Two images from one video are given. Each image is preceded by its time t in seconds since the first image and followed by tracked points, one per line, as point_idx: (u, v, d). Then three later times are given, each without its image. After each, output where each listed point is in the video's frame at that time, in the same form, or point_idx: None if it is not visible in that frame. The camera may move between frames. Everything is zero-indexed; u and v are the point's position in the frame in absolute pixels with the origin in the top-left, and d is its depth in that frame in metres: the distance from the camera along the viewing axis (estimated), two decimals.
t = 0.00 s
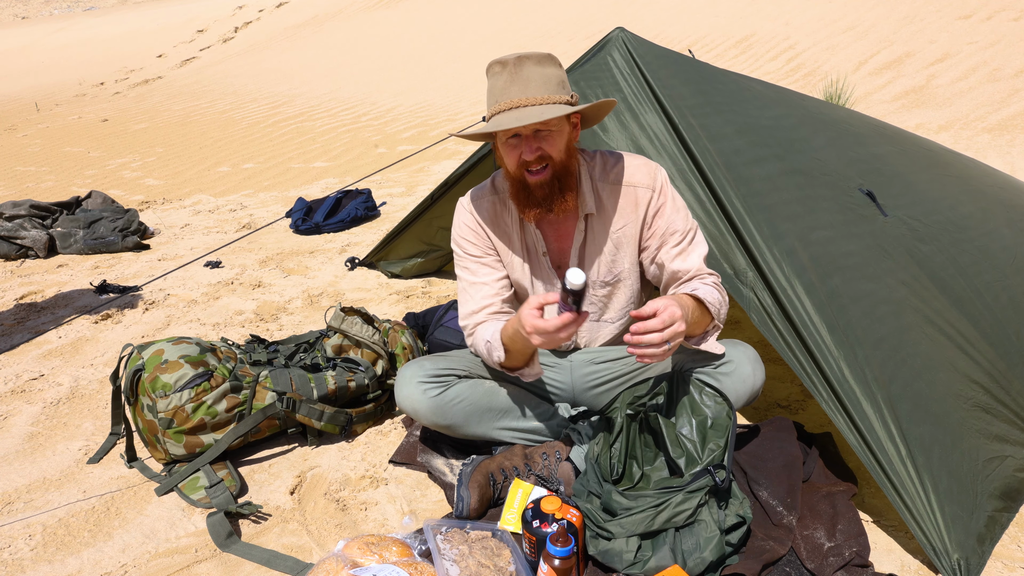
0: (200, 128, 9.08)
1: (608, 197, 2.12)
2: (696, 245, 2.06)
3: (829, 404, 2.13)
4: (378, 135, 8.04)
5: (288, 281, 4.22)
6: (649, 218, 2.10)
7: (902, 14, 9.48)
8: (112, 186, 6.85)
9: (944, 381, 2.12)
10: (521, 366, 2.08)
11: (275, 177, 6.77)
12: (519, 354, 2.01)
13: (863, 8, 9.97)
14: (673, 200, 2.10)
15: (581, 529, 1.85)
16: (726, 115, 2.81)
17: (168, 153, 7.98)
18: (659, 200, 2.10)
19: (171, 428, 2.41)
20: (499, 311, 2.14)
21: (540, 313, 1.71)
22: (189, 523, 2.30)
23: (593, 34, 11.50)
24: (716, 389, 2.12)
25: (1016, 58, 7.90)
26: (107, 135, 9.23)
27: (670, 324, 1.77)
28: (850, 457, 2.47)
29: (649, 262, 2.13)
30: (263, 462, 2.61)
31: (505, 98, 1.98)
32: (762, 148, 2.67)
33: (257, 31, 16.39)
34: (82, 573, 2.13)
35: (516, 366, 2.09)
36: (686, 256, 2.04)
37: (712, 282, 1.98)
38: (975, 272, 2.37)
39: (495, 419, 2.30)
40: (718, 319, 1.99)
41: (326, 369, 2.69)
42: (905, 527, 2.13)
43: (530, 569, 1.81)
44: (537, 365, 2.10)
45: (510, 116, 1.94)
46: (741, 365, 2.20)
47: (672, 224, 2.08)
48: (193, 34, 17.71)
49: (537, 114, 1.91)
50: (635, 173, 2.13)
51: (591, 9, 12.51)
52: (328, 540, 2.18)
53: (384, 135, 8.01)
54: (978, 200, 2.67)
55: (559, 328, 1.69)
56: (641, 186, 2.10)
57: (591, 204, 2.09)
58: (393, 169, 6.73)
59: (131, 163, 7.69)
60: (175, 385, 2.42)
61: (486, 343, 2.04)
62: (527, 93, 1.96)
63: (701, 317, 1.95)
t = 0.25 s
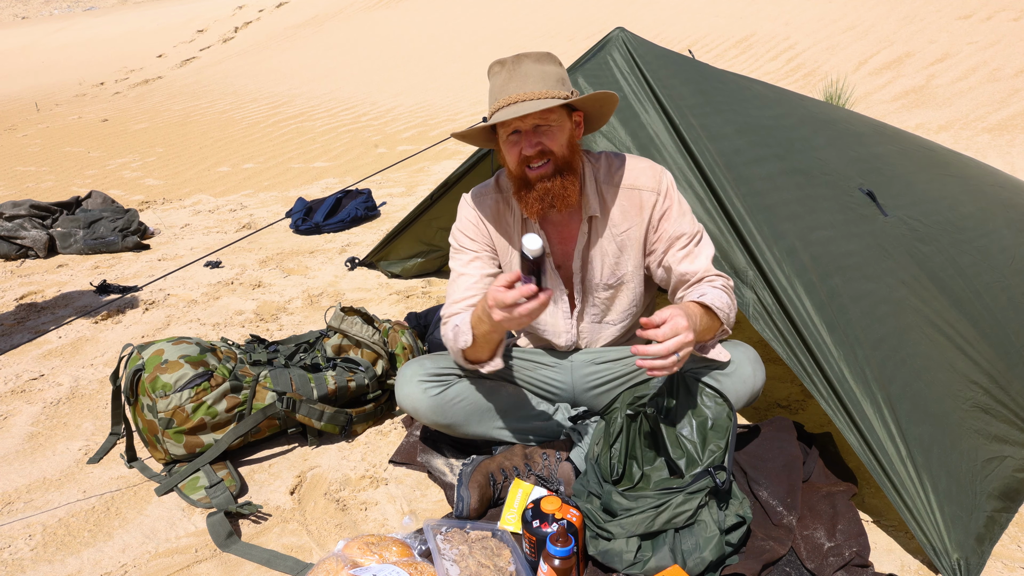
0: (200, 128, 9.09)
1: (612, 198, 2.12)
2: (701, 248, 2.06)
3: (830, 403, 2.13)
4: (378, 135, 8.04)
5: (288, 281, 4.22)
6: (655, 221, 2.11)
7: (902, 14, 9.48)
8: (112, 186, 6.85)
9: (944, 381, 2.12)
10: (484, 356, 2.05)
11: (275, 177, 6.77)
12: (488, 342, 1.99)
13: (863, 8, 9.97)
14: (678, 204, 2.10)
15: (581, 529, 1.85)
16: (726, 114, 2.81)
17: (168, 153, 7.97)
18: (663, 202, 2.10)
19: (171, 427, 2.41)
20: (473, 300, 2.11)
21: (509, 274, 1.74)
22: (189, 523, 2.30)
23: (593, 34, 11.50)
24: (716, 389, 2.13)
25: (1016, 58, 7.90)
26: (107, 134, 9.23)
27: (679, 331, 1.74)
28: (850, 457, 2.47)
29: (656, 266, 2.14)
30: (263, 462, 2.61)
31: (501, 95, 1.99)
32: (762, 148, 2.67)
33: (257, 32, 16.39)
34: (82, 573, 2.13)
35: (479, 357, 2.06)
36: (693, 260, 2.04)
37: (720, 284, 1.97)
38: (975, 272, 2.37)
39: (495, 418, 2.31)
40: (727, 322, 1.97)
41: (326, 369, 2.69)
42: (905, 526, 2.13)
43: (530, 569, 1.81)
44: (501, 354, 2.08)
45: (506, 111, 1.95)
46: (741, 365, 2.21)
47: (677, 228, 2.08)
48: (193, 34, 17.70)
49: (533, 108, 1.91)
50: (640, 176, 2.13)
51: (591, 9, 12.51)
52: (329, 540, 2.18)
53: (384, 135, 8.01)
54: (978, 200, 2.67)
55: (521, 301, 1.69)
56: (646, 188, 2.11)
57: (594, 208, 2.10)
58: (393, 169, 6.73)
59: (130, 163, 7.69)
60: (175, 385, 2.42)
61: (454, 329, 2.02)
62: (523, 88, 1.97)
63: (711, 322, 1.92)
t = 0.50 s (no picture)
0: (200, 128, 9.08)
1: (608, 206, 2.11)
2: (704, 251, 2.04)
3: (829, 404, 2.13)
4: (378, 135, 8.04)
5: (288, 281, 4.22)
6: (654, 227, 2.10)
7: (902, 14, 9.48)
8: (113, 186, 6.85)
9: (943, 381, 2.12)
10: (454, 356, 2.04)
11: (275, 177, 6.77)
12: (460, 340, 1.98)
13: (863, 8, 9.97)
14: (677, 209, 2.09)
15: (581, 529, 1.85)
16: (725, 115, 2.81)
17: (168, 153, 7.97)
18: (661, 207, 2.09)
19: (171, 427, 2.41)
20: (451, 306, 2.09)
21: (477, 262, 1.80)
22: (189, 523, 2.30)
23: (593, 34, 11.50)
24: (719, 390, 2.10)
25: (1016, 58, 7.90)
26: (107, 134, 9.23)
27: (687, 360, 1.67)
28: (850, 457, 2.47)
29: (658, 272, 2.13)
30: (262, 462, 2.61)
31: (489, 110, 1.97)
32: (762, 149, 2.67)
33: (257, 32, 16.39)
34: (82, 573, 2.13)
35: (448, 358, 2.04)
36: (696, 264, 2.02)
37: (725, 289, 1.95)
38: (975, 272, 2.37)
39: (495, 421, 2.30)
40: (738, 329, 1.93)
41: (327, 369, 2.69)
42: (905, 527, 2.13)
43: (530, 569, 1.81)
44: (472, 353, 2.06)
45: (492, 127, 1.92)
46: (742, 366, 2.20)
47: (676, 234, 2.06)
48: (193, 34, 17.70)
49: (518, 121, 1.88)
50: (638, 181, 2.11)
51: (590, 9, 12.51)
52: (328, 540, 2.18)
53: (384, 135, 8.01)
54: (978, 200, 2.67)
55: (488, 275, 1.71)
56: (643, 194, 2.09)
57: (590, 217, 2.09)
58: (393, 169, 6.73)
59: (130, 163, 7.69)
60: (176, 385, 2.42)
61: (425, 326, 2.02)
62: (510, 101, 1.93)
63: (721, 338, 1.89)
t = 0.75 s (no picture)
0: (200, 128, 9.08)
1: (605, 222, 2.09)
2: (700, 264, 2.06)
3: (828, 405, 2.13)
4: (378, 135, 8.03)
5: (288, 281, 4.22)
6: (652, 239, 2.09)
7: (902, 14, 9.48)
8: (113, 186, 6.85)
9: (941, 383, 2.12)
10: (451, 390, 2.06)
11: (275, 177, 6.77)
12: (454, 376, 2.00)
13: (863, 8, 9.97)
14: (676, 219, 2.07)
15: (581, 529, 1.85)
16: (724, 117, 2.81)
17: (168, 153, 7.98)
18: (659, 221, 2.08)
19: (171, 427, 2.41)
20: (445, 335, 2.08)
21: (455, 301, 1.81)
22: (189, 523, 2.30)
23: (593, 34, 11.50)
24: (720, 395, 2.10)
25: (1016, 58, 7.90)
26: (106, 134, 9.23)
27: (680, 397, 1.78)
28: (850, 457, 2.47)
29: (656, 282, 2.14)
30: (262, 462, 2.61)
31: (473, 142, 1.85)
32: (761, 150, 2.67)
33: (257, 32, 16.39)
34: (82, 573, 2.13)
35: (446, 392, 2.07)
36: (692, 277, 2.05)
37: (718, 302, 2.00)
38: (974, 273, 2.37)
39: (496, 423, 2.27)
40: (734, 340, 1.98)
41: (327, 369, 2.69)
42: (905, 527, 2.13)
43: (530, 569, 1.81)
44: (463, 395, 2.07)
45: (476, 164, 1.82)
46: (744, 369, 2.20)
47: (677, 245, 2.06)
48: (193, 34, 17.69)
49: (504, 160, 1.78)
50: (636, 192, 2.10)
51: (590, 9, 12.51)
52: (329, 540, 2.18)
53: (384, 135, 8.01)
54: (977, 201, 2.67)
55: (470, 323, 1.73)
56: (641, 208, 2.08)
57: (590, 233, 2.07)
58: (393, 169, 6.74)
59: (130, 163, 7.69)
60: (175, 385, 2.42)
61: (419, 359, 2.04)
62: (494, 134, 1.82)
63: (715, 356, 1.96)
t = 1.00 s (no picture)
0: (200, 128, 9.08)
1: (606, 226, 2.09)
2: (701, 267, 2.06)
3: (829, 404, 2.13)
4: (378, 135, 8.03)
5: (288, 281, 4.22)
6: (653, 242, 2.08)
7: (902, 14, 9.48)
8: (113, 186, 6.85)
9: (942, 383, 2.12)
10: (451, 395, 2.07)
11: (275, 177, 6.77)
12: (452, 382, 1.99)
13: (863, 8, 9.97)
14: (677, 222, 2.07)
15: (581, 529, 1.85)
16: (725, 116, 2.81)
17: (169, 153, 7.98)
18: (660, 225, 2.07)
19: (171, 427, 2.41)
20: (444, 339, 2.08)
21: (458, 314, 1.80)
22: (189, 523, 2.30)
23: (593, 34, 11.50)
24: (719, 394, 2.10)
25: (1016, 58, 7.90)
26: (107, 134, 9.23)
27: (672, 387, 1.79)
28: (850, 457, 2.47)
29: (657, 285, 2.14)
30: (263, 462, 2.61)
31: (474, 153, 1.84)
32: (762, 150, 2.67)
33: (257, 32, 16.39)
34: (82, 573, 2.13)
35: (447, 396, 2.07)
36: (692, 280, 2.05)
37: (718, 303, 2.02)
38: (975, 272, 2.37)
39: (496, 423, 2.27)
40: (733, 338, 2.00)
41: (327, 369, 2.69)
42: (906, 526, 2.13)
43: (530, 569, 1.81)
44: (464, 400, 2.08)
45: (479, 175, 1.80)
46: (744, 369, 2.20)
47: (678, 247, 2.06)
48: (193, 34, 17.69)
49: (507, 169, 1.77)
50: (637, 195, 2.09)
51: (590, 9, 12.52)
52: (328, 540, 2.18)
53: (384, 135, 8.01)
54: (977, 201, 2.67)
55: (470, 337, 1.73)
56: (643, 212, 2.08)
57: (590, 236, 2.06)
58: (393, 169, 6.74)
59: (130, 163, 7.69)
60: (176, 385, 2.42)
61: (418, 364, 2.03)
62: (495, 144, 1.81)
63: (711, 352, 1.98)
